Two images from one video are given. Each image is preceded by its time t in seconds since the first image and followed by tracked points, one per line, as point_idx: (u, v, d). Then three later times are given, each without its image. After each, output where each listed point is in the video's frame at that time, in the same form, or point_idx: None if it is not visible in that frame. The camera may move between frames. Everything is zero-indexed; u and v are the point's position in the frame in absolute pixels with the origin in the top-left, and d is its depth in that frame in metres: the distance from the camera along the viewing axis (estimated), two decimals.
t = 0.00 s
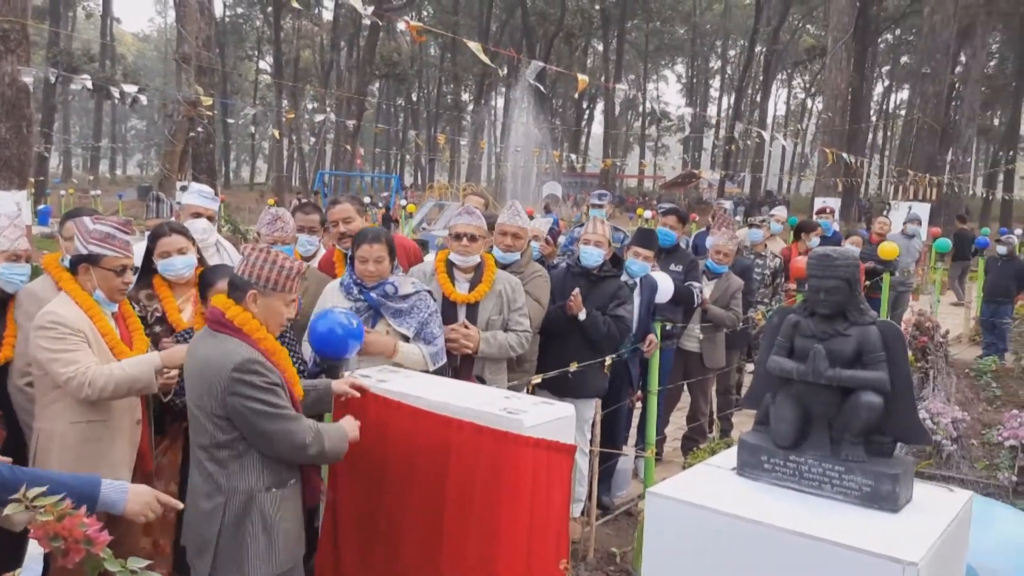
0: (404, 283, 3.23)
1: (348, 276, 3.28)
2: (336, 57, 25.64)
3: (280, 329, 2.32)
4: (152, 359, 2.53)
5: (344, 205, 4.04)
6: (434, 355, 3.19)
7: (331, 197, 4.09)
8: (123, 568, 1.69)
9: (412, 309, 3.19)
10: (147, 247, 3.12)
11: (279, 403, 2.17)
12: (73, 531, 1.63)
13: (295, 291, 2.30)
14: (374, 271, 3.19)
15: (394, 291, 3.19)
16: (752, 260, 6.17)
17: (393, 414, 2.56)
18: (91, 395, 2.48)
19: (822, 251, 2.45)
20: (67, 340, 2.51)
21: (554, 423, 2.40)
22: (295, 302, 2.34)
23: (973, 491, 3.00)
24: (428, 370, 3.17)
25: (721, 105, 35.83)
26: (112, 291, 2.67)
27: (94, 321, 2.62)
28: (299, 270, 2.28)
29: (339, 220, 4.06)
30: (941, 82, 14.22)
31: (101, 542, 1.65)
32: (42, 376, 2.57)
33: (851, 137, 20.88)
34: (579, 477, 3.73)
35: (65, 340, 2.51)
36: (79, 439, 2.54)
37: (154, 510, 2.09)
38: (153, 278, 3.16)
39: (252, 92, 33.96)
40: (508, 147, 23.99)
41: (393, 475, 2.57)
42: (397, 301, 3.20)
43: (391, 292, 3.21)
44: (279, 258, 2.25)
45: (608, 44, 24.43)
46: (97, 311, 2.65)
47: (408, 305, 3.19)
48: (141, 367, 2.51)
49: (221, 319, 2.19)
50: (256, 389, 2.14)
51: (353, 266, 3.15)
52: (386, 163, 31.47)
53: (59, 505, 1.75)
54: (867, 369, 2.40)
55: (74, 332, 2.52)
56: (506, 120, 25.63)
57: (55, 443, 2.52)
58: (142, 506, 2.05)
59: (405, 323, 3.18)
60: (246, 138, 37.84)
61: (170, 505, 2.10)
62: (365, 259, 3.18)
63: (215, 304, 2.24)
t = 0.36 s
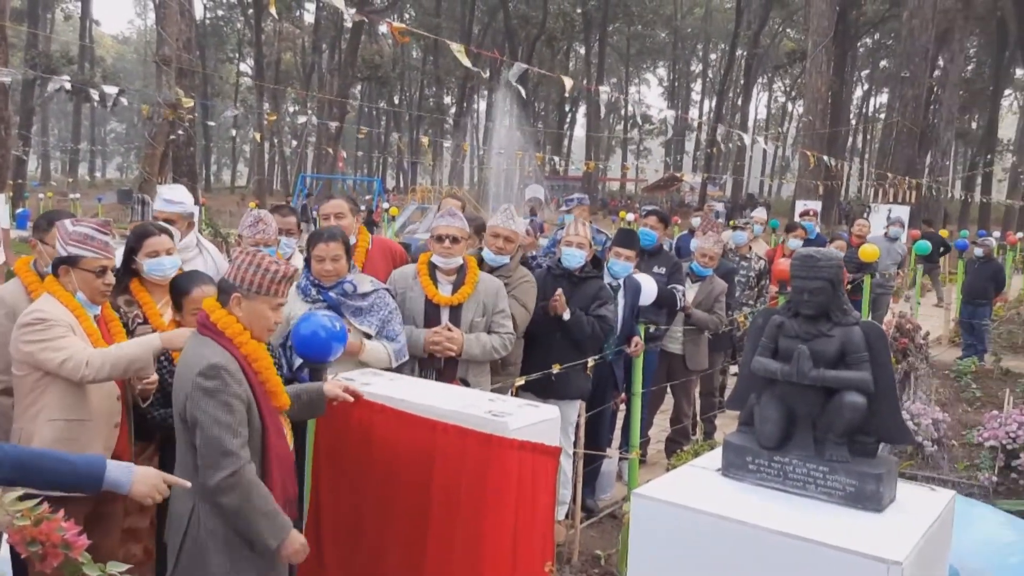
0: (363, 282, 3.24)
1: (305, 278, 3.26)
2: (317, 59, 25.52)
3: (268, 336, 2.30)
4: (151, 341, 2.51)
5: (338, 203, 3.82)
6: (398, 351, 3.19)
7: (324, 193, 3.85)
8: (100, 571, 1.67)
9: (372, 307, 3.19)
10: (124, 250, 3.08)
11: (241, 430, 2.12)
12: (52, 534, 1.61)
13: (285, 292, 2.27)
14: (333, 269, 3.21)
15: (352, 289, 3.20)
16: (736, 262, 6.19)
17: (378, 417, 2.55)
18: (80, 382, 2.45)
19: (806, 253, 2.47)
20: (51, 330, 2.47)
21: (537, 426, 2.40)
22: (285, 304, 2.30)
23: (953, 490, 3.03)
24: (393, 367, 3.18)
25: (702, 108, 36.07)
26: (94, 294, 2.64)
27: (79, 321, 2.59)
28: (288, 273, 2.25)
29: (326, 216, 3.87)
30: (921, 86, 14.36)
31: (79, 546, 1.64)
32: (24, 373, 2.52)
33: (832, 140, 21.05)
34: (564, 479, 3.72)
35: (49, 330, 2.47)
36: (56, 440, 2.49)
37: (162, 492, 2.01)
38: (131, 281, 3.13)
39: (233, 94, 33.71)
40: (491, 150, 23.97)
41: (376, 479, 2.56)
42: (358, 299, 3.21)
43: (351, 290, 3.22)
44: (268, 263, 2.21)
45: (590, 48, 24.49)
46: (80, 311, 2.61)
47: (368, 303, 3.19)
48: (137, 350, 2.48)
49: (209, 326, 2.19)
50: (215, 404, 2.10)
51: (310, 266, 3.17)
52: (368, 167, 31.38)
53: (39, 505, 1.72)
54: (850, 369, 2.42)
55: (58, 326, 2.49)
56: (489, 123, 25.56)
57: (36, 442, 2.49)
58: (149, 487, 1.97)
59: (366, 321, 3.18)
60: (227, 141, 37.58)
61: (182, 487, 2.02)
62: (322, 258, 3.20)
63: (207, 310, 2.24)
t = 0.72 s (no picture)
0: (330, 278, 3.24)
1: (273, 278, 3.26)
2: (299, 62, 25.39)
3: (244, 336, 2.28)
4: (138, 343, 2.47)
5: (345, 200, 3.88)
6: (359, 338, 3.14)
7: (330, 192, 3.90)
8: (84, 571, 1.66)
9: (339, 300, 3.20)
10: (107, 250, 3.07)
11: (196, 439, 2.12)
12: (35, 533, 1.59)
13: (262, 293, 2.25)
14: (297, 267, 3.19)
15: (319, 286, 3.20)
16: (720, 265, 6.23)
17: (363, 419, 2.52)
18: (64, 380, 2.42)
19: (790, 254, 2.49)
20: (35, 328, 2.45)
21: (522, 426, 2.40)
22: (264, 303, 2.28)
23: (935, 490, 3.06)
24: (352, 354, 3.11)
25: (685, 112, 36.28)
26: (82, 297, 2.62)
27: (65, 320, 2.56)
28: (265, 272, 2.22)
29: (333, 214, 3.89)
30: (901, 91, 14.51)
31: (62, 545, 1.62)
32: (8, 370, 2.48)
33: (813, 144, 21.21)
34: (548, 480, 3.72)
35: (34, 327, 2.44)
36: (39, 439, 2.45)
37: (165, 493, 2.00)
38: (114, 282, 3.10)
39: (214, 96, 33.45)
40: (474, 153, 23.93)
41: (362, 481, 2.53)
42: (325, 296, 3.21)
43: (318, 287, 3.21)
44: (243, 262, 2.19)
45: (574, 51, 24.51)
46: (65, 311, 2.57)
47: (336, 297, 3.20)
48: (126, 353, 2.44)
49: (192, 331, 2.22)
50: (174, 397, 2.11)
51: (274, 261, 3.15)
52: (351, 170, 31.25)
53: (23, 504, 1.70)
54: (835, 369, 2.44)
55: (44, 325, 2.46)
56: (472, 125, 25.51)
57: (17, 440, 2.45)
58: (150, 488, 1.96)
59: (336, 314, 3.19)
60: (208, 143, 37.30)
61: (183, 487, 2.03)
62: (287, 255, 3.17)
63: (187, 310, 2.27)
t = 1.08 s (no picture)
0: (317, 281, 3.21)
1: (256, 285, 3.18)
2: (290, 63, 25.30)
3: (224, 339, 2.27)
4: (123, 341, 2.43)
5: (338, 202, 3.85)
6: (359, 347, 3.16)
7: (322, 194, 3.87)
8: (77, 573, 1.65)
9: (329, 305, 3.17)
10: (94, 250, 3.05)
11: (168, 431, 2.11)
12: (28, 535, 1.58)
13: (244, 298, 2.23)
14: (282, 269, 3.13)
15: (308, 290, 3.17)
16: (711, 266, 6.26)
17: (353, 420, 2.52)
18: (52, 380, 2.40)
19: (781, 255, 2.50)
20: (25, 327, 2.44)
21: (514, 427, 2.39)
22: (246, 310, 2.27)
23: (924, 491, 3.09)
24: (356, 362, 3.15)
25: (675, 114, 36.40)
26: (71, 296, 2.59)
27: (56, 321, 2.54)
28: (249, 279, 2.20)
29: (327, 215, 3.89)
30: (890, 94, 14.59)
31: (57, 546, 1.60)
32: None
33: (803, 147, 21.29)
34: (537, 482, 3.72)
35: (23, 327, 2.43)
36: (30, 439, 2.45)
37: (127, 503, 2.00)
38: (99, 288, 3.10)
39: (204, 97, 33.29)
40: (465, 154, 23.90)
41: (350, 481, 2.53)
42: (315, 299, 3.18)
43: (307, 290, 3.18)
44: (228, 267, 2.17)
45: (564, 53, 24.50)
46: (56, 312, 2.56)
47: (326, 302, 3.17)
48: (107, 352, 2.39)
49: (167, 331, 2.24)
50: (149, 402, 2.12)
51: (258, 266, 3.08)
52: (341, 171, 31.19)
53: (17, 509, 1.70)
54: (825, 370, 2.45)
55: (35, 325, 2.45)
56: (463, 126, 25.46)
57: (10, 442, 2.45)
58: (115, 499, 1.97)
59: (328, 321, 3.15)
60: (199, 143, 37.15)
61: (147, 497, 2.04)
62: (271, 258, 3.11)
63: (168, 312, 2.27)
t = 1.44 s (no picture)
0: (312, 283, 3.20)
1: (248, 282, 3.11)
2: (283, 62, 25.26)
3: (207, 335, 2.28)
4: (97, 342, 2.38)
5: (335, 203, 3.88)
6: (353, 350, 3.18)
7: (320, 194, 3.89)
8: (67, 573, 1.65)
9: (324, 308, 3.17)
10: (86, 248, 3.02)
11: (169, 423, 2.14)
12: (16, 535, 1.56)
13: (224, 297, 2.23)
14: (283, 273, 3.08)
15: (304, 291, 3.15)
16: (704, 268, 6.27)
17: (349, 424, 2.50)
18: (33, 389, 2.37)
19: (777, 257, 2.51)
20: (17, 331, 2.43)
21: (507, 428, 2.37)
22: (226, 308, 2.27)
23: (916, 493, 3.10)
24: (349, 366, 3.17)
25: (669, 115, 36.47)
26: (73, 292, 2.59)
27: (51, 319, 2.53)
28: (229, 279, 2.21)
29: (321, 215, 3.89)
30: (884, 96, 14.64)
31: (46, 546, 1.60)
32: None
33: (796, 149, 21.34)
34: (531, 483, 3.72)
35: (13, 330, 2.42)
36: (18, 441, 2.43)
37: (126, 514, 2.00)
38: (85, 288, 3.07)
39: (197, 96, 33.16)
40: (459, 155, 23.89)
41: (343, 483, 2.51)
42: (309, 300, 3.17)
43: (302, 291, 3.16)
44: (210, 267, 2.18)
45: (559, 53, 24.50)
46: (52, 310, 2.54)
47: (321, 305, 3.17)
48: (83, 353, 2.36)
49: (153, 330, 2.25)
50: (140, 396, 2.14)
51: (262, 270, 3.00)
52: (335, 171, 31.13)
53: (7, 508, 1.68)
54: (819, 372, 2.46)
55: (29, 325, 2.45)
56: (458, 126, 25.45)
57: None
58: (114, 510, 1.97)
59: (322, 323, 3.15)
60: (192, 142, 37.05)
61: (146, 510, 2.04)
62: (272, 262, 3.05)
63: (153, 311, 2.28)
